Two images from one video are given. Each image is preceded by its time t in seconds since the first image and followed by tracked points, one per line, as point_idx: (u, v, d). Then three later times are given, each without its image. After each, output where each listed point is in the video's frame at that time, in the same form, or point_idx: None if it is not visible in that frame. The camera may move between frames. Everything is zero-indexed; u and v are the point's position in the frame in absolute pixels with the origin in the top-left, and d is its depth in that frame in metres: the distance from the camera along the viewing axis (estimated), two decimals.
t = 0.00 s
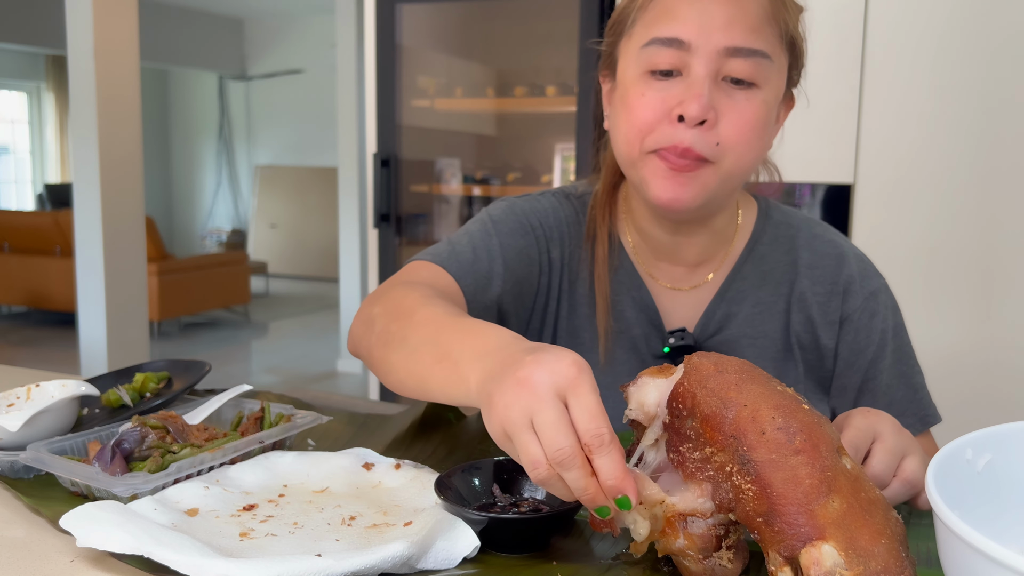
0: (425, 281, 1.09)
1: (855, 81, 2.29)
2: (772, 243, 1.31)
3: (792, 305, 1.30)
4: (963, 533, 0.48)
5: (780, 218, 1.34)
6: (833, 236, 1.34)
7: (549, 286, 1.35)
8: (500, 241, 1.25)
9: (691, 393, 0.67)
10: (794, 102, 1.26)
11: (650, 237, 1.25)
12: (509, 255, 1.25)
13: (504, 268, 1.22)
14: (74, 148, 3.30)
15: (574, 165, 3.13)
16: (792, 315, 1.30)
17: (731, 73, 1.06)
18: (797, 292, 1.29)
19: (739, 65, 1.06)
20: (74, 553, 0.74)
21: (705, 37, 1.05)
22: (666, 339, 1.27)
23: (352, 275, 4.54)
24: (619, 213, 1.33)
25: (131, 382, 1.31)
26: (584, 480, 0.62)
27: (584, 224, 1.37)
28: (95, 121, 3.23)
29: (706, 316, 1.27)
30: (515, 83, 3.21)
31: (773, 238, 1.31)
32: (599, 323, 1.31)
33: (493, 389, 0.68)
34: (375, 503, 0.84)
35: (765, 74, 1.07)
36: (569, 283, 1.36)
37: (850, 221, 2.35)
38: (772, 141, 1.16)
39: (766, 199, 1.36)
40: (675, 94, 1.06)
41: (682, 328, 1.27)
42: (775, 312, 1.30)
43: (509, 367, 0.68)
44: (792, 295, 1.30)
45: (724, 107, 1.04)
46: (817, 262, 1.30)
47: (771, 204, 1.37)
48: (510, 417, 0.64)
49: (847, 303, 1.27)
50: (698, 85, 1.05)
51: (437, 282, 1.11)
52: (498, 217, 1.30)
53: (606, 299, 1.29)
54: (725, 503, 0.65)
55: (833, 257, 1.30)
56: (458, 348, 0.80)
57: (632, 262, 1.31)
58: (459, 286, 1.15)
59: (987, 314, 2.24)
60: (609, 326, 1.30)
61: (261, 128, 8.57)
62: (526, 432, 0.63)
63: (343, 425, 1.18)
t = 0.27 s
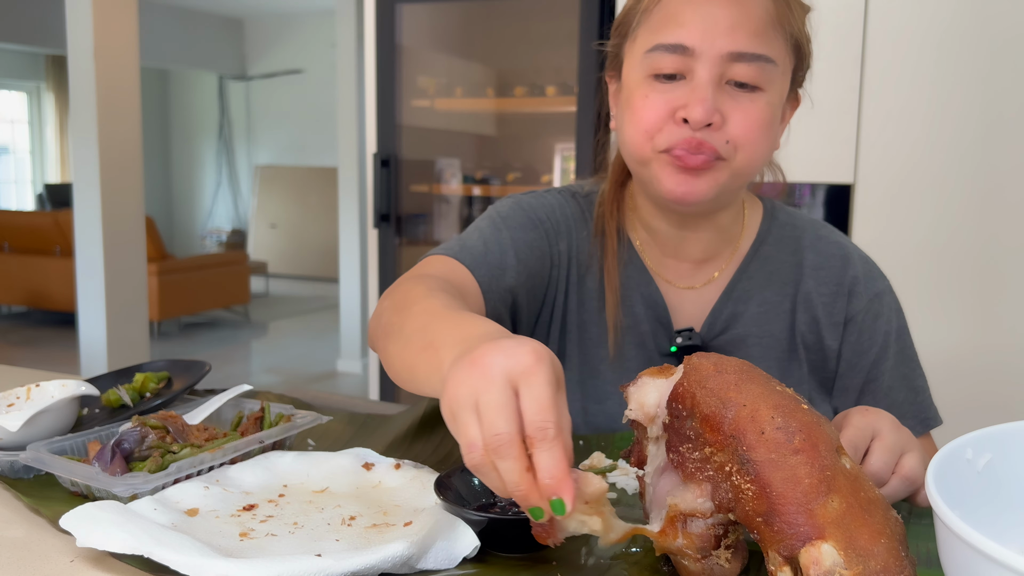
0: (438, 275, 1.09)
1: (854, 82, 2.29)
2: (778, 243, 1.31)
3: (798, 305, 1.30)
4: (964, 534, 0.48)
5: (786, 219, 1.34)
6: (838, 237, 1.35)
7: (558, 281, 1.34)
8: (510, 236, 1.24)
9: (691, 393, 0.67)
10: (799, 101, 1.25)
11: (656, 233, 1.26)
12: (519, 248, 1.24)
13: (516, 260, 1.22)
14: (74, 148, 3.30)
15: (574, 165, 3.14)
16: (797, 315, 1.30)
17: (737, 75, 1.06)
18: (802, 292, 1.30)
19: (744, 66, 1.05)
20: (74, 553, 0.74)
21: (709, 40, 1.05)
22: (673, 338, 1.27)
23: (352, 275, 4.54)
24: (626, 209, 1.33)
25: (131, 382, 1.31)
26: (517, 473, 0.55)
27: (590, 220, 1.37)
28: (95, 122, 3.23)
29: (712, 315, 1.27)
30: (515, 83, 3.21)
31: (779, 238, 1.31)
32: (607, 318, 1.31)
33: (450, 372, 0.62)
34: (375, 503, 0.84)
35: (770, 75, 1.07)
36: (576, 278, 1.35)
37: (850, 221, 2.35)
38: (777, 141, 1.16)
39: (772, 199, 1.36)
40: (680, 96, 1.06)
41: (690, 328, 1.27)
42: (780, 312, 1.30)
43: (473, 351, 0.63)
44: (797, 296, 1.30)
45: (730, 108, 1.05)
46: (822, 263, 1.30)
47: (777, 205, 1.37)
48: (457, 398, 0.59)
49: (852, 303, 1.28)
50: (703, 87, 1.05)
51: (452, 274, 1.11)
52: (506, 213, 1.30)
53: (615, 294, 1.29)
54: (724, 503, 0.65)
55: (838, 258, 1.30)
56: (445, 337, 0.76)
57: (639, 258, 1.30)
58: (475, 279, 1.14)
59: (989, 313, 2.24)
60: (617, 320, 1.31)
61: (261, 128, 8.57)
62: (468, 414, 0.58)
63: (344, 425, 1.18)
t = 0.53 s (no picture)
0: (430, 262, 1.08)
1: (853, 83, 2.29)
2: (778, 239, 1.31)
3: (798, 301, 1.30)
4: (965, 534, 0.48)
5: (786, 217, 1.35)
6: (839, 234, 1.35)
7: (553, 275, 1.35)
8: (503, 229, 1.26)
9: (690, 394, 0.67)
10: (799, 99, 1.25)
11: (657, 232, 1.27)
12: (512, 241, 1.25)
13: (506, 252, 1.22)
14: (74, 148, 3.30)
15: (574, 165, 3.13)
16: (797, 311, 1.30)
17: (733, 75, 1.07)
18: (802, 288, 1.29)
19: (740, 67, 1.07)
20: (74, 553, 0.74)
21: (705, 39, 1.06)
22: (672, 332, 1.28)
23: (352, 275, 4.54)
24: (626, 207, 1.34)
25: (131, 382, 1.31)
26: (448, 408, 0.66)
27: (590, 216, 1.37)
28: (95, 122, 3.23)
29: (712, 311, 1.27)
30: (516, 83, 3.21)
31: (779, 235, 1.32)
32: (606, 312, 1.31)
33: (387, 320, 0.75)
34: (375, 503, 0.84)
35: (766, 75, 1.08)
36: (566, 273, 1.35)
37: (850, 221, 2.35)
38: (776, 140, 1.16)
39: (772, 197, 1.36)
40: (677, 97, 1.07)
41: (689, 323, 1.28)
42: (780, 308, 1.30)
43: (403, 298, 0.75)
44: (797, 292, 1.30)
45: (726, 109, 1.06)
46: (823, 260, 1.30)
47: (777, 204, 1.37)
48: (392, 344, 0.71)
49: (852, 299, 1.28)
50: (700, 87, 1.06)
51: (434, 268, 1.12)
52: (500, 208, 1.32)
53: (615, 289, 1.30)
54: (724, 504, 0.65)
55: (839, 255, 1.30)
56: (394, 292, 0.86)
57: (639, 255, 1.31)
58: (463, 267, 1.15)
59: (989, 312, 2.24)
60: (616, 315, 1.30)
61: (261, 128, 8.57)
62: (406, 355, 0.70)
63: (345, 424, 1.18)
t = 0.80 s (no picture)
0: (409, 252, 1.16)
1: (853, 83, 2.29)
2: (769, 236, 1.33)
3: (790, 297, 1.31)
4: (965, 534, 0.48)
5: (778, 215, 1.37)
6: (830, 232, 1.37)
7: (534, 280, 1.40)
8: (476, 236, 1.35)
9: (688, 396, 0.67)
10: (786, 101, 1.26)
11: (646, 231, 1.30)
12: (484, 247, 1.34)
13: (473, 259, 1.32)
14: (73, 148, 3.30)
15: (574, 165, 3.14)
16: (789, 307, 1.31)
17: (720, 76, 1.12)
18: (795, 285, 1.31)
19: (727, 68, 1.11)
20: (75, 553, 0.74)
21: (693, 38, 1.11)
22: (662, 328, 1.29)
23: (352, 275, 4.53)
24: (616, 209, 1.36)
25: (131, 381, 1.31)
26: (453, 368, 0.77)
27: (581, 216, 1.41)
28: (94, 122, 3.22)
29: (702, 307, 1.30)
30: (516, 83, 3.21)
31: (770, 232, 1.34)
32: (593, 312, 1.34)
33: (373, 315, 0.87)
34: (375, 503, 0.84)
35: (753, 75, 1.13)
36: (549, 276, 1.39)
37: (850, 221, 2.35)
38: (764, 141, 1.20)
39: (763, 197, 1.38)
40: (665, 95, 1.12)
41: (679, 317, 1.28)
42: (772, 304, 1.31)
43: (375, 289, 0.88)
44: (790, 288, 1.31)
45: (713, 109, 1.11)
46: (815, 256, 1.32)
47: (770, 202, 1.40)
48: (383, 331, 0.84)
49: (845, 295, 1.29)
50: (687, 87, 1.11)
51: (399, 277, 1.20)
52: (480, 217, 1.40)
53: (601, 291, 1.32)
54: (722, 506, 0.65)
55: (830, 252, 1.32)
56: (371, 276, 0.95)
57: (628, 255, 1.34)
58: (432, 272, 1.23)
59: (987, 311, 2.24)
60: (603, 315, 1.33)
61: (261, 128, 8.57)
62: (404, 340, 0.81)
63: (346, 424, 1.18)
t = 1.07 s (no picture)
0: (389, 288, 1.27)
1: (855, 82, 2.29)
2: (757, 232, 1.36)
3: (780, 292, 1.34)
4: (965, 534, 0.48)
5: (765, 211, 1.39)
6: (816, 227, 1.41)
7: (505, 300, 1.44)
8: (447, 261, 1.40)
9: (685, 397, 0.67)
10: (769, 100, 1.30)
11: (637, 230, 1.31)
12: (452, 273, 1.39)
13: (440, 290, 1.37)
14: (74, 148, 3.30)
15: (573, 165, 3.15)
16: (779, 302, 1.34)
17: (714, 71, 1.13)
18: (784, 280, 1.34)
19: (721, 63, 1.13)
20: (74, 554, 0.74)
21: (689, 35, 1.12)
22: (651, 326, 1.31)
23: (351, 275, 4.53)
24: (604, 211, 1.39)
25: (131, 382, 1.31)
26: (494, 401, 0.88)
27: (564, 228, 1.43)
28: (94, 121, 3.22)
29: (692, 303, 1.30)
30: (516, 83, 3.21)
31: (757, 228, 1.36)
32: (581, 313, 1.36)
33: (410, 361, 0.97)
34: (375, 503, 0.84)
35: (746, 69, 1.14)
36: (522, 293, 1.42)
37: (850, 221, 2.35)
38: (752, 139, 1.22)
39: (750, 193, 1.41)
40: (662, 90, 1.12)
41: (668, 315, 1.30)
42: (762, 299, 1.33)
43: (410, 336, 0.97)
44: (779, 283, 1.34)
45: (709, 103, 1.11)
46: (803, 251, 1.36)
47: (756, 198, 1.43)
48: (428, 376, 0.93)
49: (835, 288, 1.34)
50: (683, 82, 1.12)
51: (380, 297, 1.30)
52: (456, 238, 1.44)
53: (588, 292, 1.34)
54: (720, 508, 0.65)
55: (818, 246, 1.36)
56: (386, 319, 1.05)
57: (614, 256, 1.35)
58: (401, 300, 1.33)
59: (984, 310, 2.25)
60: (590, 316, 1.34)
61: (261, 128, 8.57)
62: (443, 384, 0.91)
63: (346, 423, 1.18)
